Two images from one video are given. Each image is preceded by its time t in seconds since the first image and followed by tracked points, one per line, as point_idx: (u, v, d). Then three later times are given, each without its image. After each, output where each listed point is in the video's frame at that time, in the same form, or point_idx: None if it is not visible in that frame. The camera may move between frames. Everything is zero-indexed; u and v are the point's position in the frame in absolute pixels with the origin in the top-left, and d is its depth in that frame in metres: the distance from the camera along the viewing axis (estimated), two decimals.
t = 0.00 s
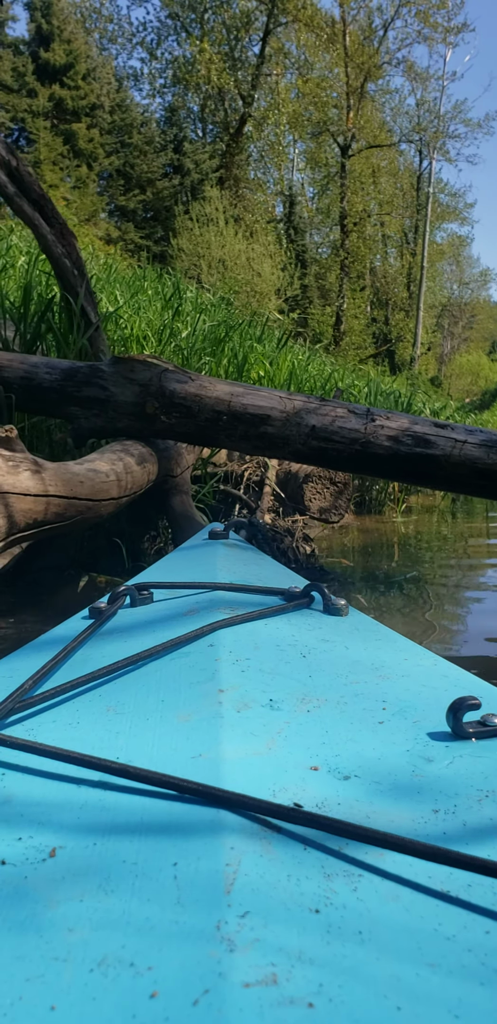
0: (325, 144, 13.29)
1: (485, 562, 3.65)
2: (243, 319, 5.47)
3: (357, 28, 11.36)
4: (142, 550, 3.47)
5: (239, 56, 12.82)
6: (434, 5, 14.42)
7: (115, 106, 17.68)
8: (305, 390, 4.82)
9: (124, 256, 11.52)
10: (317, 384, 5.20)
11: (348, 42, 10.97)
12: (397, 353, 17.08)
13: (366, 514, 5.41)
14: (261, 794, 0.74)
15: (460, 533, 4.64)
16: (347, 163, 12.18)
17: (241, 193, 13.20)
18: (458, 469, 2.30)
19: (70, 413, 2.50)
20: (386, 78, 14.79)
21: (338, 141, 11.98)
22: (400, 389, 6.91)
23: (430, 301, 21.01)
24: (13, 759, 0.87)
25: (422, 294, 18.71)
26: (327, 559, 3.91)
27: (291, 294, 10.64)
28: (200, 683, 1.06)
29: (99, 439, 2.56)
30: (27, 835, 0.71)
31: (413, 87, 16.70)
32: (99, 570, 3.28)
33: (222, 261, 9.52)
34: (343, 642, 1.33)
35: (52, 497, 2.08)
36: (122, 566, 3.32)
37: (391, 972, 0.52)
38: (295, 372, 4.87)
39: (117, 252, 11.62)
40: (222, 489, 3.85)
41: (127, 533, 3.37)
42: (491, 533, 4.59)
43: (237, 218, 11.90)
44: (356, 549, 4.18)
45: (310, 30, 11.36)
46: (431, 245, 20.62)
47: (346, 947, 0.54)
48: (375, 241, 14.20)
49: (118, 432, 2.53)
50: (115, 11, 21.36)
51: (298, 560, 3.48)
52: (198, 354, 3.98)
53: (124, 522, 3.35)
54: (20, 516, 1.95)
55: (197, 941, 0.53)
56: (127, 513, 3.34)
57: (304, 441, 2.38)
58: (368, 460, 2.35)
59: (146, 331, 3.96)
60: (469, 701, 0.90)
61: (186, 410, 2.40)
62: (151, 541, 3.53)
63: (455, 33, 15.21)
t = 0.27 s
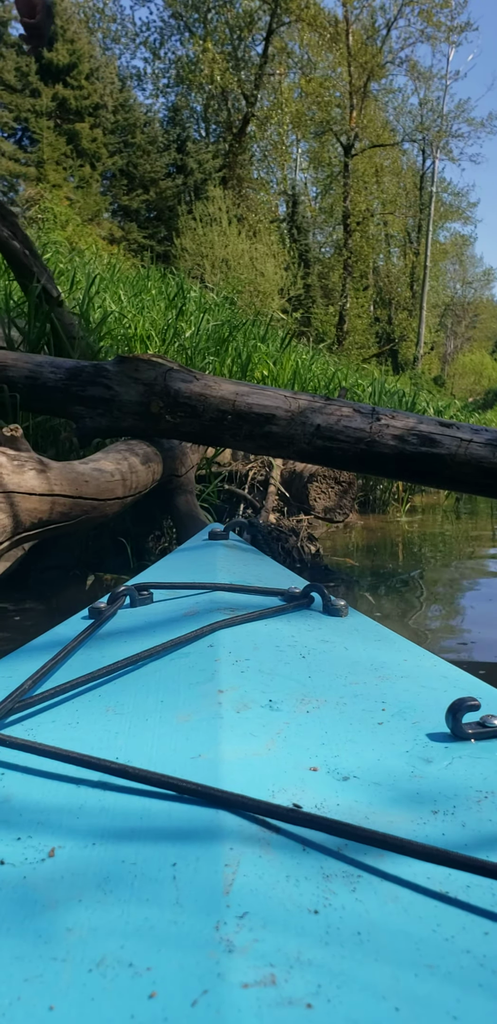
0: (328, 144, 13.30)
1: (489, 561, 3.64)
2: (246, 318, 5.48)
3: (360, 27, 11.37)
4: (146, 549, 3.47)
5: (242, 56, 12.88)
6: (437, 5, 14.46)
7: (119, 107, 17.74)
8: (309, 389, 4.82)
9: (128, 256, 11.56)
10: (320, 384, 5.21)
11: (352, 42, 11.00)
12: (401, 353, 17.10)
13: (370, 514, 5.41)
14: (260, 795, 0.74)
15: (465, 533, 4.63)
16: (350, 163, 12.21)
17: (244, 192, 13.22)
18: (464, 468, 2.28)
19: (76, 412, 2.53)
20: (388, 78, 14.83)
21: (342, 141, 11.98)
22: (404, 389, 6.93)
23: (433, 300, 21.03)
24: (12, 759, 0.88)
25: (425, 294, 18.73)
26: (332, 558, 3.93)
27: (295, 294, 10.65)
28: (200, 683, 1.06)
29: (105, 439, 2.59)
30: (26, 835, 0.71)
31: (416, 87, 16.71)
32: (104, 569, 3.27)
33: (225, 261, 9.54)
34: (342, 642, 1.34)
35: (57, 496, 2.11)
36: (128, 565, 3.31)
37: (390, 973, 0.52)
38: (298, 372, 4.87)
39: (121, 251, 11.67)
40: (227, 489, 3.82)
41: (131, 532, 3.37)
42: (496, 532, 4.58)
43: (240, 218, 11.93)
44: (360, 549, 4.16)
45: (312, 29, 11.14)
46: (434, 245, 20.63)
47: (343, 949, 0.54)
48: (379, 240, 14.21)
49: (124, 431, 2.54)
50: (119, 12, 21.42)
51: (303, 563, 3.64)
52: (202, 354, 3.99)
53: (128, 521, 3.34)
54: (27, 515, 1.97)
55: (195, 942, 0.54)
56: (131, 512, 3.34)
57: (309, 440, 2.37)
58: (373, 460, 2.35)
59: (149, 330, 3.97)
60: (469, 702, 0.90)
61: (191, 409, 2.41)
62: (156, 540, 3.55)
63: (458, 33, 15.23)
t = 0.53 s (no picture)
0: (332, 144, 13.29)
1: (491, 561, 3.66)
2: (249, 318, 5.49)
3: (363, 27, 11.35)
4: (151, 549, 3.47)
5: (245, 56, 12.89)
6: (441, 4, 14.44)
7: (121, 107, 17.76)
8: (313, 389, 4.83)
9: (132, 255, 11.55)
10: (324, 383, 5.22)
11: (356, 42, 10.90)
12: (404, 353, 17.10)
13: (374, 514, 5.39)
14: (260, 793, 0.74)
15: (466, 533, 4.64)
16: (354, 163, 12.21)
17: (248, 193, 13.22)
18: (470, 468, 2.31)
19: (80, 413, 2.50)
20: (392, 77, 14.83)
21: (344, 141, 12.02)
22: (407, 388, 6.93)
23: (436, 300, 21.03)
24: (11, 760, 0.87)
25: (429, 293, 18.73)
26: (336, 558, 3.97)
27: (299, 294, 10.62)
28: (199, 683, 1.06)
29: (109, 439, 2.56)
30: (24, 834, 0.71)
31: (420, 87, 16.70)
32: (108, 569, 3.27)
33: (229, 261, 9.52)
34: (342, 642, 1.34)
35: (62, 497, 2.13)
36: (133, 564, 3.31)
37: (389, 976, 0.51)
38: (302, 371, 4.88)
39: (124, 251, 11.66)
40: (230, 489, 3.86)
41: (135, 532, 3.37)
42: None
43: (244, 218, 11.94)
44: (364, 549, 4.17)
45: (316, 28, 11.08)
46: (437, 245, 20.64)
47: (343, 956, 0.53)
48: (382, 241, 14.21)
49: (127, 431, 2.52)
50: (122, 12, 21.45)
51: (307, 562, 3.76)
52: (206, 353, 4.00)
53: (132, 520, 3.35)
54: (32, 515, 1.99)
55: (195, 943, 0.53)
56: (135, 511, 3.34)
57: (314, 440, 2.38)
58: (379, 460, 2.36)
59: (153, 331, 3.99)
60: (468, 701, 0.90)
61: (196, 409, 2.40)
62: (160, 540, 3.55)
63: (462, 32, 15.21)
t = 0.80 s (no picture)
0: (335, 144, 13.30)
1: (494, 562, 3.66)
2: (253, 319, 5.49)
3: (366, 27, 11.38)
4: (154, 549, 3.47)
5: (249, 56, 12.92)
6: (444, 4, 14.45)
7: (125, 107, 17.78)
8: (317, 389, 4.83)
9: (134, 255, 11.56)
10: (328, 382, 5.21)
11: (359, 42, 10.95)
12: (407, 353, 17.09)
13: (378, 513, 5.40)
14: (260, 795, 0.74)
15: (468, 533, 4.65)
16: (358, 163, 12.22)
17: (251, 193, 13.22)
18: (474, 469, 2.30)
19: (84, 412, 2.54)
20: (395, 77, 14.84)
21: (347, 140, 12.04)
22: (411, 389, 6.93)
23: (438, 300, 21.04)
24: (11, 759, 0.87)
25: (431, 294, 18.73)
26: (340, 559, 3.96)
27: (301, 294, 10.62)
28: (198, 683, 1.06)
29: (113, 439, 2.60)
30: (26, 834, 0.71)
31: (423, 87, 16.72)
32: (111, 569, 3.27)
33: (232, 261, 9.53)
34: (342, 642, 1.34)
35: (65, 496, 2.14)
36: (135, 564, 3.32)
37: (390, 975, 0.51)
38: (306, 371, 4.88)
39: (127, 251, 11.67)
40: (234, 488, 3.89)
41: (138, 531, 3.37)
42: None
43: (246, 218, 11.95)
44: (368, 550, 4.17)
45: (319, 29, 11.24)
46: (440, 245, 20.63)
47: (342, 955, 0.53)
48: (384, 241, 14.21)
49: (131, 431, 2.56)
50: (125, 12, 21.50)
51: (311, 562, 3.76)
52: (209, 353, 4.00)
53: (134, 520, 3.35)
54: (36, 516, 1.99)
55: (195, 944, 0.53)
56: (138, 511, 3.35)
57: (318, 440, 2.38)
58: (383, 460, 2.35)
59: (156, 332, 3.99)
60: (468, 702, 0.90)
61: (200, 409, 2.42)
62: (163, 540, 3.55)
63: (465, 32, 15.22)
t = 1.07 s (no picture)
0: (337, 143, 13.35)
1: None
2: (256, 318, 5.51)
3: (369, 26, 11.42)
4: (156, 548, 3.49)
5: (251, 56, 12.99)
6: (446, 4, 14.49)
7: (127, 107, 17.84)
8: (320, 388, 4.83)
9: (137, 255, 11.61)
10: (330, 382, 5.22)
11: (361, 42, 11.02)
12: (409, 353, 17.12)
13: (381, 513, 5.42)
14: (261, 794, 0.74)
15: (470, 532, 4.66)
16: (360, 163, 12.26)
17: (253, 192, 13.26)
18: (479, 469, 2.26)
19: (88, 411, 2.59)
20: (397, 77, 14.89)
21: (350, 140, 12.08)
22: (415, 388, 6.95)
23: (441, 299, 21.08)
24: (12, 759, 0.88)
25: (433, 293, 18.76)
26: (344, 559, 3.96)
27: (304, 293, 10.66)
28: (199, 683, 1.06)
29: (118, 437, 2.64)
30: (27, 835, 0.71)
31: (425, 87, 16.77)
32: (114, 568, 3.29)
33: (234, 260, 9.56)
34: (344, 643, 1.33)
35: (69, 496, 2.18)
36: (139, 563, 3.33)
37: (390, 975, 0.51)
38: (308, 370, 4.89)
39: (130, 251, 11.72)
40: (237, 488, 3.85)
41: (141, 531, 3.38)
42: None
43: (249, 218, 12.00)
44: (371, 550, 4.19)
45: (322, 29, 11.13)
46: (442, 244, 20.66)
47: (343, 954, 0.53)
48: (387, 241, 14.25)
49: (135, 431, 2.61)
50: (129, 13, 21.57)
51: (315, 562, 3.74)
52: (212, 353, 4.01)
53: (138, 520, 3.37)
54: (40, 516, 2.03)
55: (194, 942, 0.53)
56: (142, 511, 3.36)
57: (322, 440, 2.38)
58: (388, 461, 2.35)
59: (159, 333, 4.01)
60: (469, 701, 0.90)
61: (203, 409, 2.44)
62: (167, 539, 3.57)
63: (467, 32, 15.25)
